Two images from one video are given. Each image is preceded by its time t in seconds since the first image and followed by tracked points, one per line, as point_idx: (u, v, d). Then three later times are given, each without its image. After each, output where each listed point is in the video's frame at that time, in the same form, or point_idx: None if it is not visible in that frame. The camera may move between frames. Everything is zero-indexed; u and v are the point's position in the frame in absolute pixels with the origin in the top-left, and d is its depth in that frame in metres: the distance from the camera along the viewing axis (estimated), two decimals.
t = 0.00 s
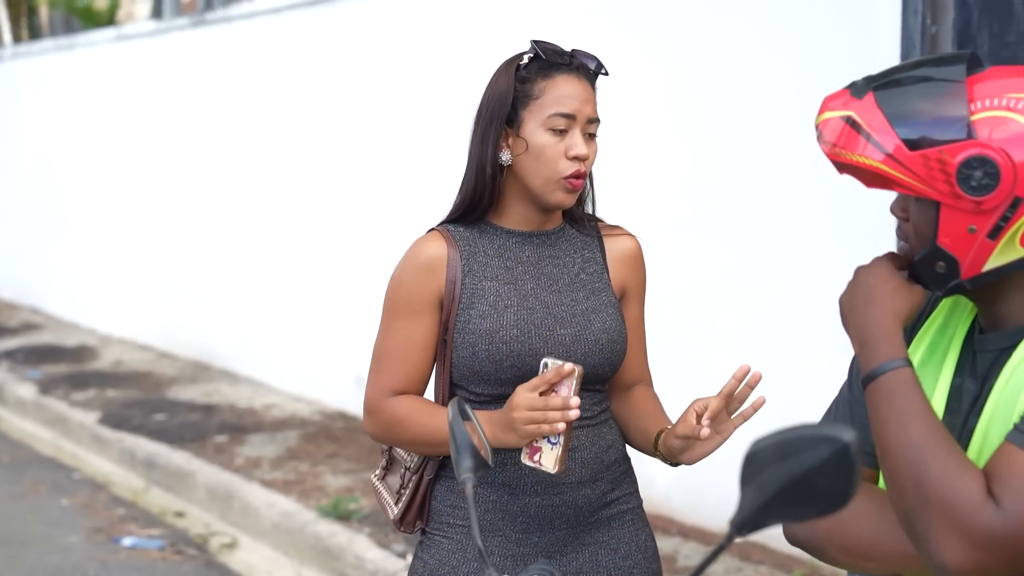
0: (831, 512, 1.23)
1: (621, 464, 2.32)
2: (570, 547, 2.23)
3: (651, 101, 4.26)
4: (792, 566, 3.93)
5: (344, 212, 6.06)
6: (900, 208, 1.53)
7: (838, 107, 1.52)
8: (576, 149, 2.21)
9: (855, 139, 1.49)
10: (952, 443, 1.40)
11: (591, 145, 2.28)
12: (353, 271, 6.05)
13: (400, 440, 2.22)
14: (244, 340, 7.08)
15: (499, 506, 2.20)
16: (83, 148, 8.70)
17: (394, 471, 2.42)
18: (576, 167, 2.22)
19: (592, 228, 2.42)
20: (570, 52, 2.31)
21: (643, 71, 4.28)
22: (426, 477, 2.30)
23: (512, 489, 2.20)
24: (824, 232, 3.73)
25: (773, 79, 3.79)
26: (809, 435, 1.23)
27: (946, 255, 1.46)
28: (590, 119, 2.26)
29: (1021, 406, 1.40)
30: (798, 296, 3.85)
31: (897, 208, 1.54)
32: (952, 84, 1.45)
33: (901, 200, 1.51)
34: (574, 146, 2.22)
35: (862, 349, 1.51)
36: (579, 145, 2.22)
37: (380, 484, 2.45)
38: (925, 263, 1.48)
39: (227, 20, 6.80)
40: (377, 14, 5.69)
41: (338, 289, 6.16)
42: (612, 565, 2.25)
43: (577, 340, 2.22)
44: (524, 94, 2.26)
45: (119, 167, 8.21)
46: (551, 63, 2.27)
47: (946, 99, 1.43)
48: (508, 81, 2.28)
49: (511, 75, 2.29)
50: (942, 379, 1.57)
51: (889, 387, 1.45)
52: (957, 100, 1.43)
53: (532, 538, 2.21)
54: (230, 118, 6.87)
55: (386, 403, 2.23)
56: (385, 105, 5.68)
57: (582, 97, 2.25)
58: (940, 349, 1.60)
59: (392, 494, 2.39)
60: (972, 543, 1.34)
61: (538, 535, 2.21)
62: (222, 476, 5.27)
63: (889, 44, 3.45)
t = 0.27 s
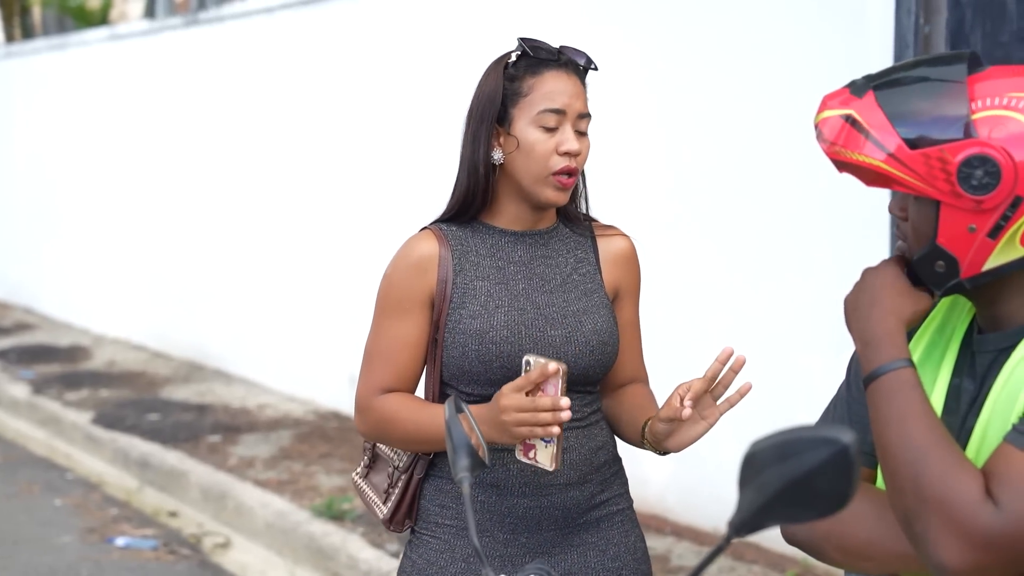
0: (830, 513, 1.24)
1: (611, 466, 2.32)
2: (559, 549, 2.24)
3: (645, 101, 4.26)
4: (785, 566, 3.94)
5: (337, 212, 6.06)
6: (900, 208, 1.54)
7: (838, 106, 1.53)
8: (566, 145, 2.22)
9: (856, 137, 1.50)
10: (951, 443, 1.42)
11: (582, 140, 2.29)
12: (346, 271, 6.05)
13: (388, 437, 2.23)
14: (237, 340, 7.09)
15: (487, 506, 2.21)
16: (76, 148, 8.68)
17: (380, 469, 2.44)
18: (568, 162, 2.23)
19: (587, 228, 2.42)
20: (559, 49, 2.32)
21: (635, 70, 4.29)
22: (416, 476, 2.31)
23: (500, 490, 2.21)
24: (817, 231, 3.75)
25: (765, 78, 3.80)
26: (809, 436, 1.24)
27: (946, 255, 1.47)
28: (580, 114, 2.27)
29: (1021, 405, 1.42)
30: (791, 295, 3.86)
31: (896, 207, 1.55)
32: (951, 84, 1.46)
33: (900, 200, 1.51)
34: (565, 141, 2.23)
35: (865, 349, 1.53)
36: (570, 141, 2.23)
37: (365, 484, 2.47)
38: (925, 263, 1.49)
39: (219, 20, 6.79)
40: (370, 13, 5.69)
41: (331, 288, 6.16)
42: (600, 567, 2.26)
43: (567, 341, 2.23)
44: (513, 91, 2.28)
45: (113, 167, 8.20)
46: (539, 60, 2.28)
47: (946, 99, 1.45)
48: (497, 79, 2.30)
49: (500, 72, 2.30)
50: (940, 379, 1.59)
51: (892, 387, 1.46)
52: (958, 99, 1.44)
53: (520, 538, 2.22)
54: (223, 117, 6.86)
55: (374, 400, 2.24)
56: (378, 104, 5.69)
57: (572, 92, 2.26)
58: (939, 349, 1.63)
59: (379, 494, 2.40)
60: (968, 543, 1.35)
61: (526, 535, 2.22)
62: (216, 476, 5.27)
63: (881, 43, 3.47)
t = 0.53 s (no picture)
0: (828, 515, 1.25)
1: (605, 466, 2.33)
2: (551, 548, 2.25)
3: (641, 101, 4.28)
4: (781, 565, 3.95)
5: (333, 211, 6.07)
6: (898, 207, 1.55)
7: (837, 104, 1.55)
8: (542, 173, 2.20)
9: (855, 136, 1.51)
10: (950, 443, 1.43)
11: (563, 159, 2.25)
12: (342, 270, 6.05)
13: (382, 432, 2.26)
14: (233, 339, 7.09)
15: (479, 505, 2.23)
16: (72, 147, 8.66)
17: (372, 467, 2.44)
18: (544, 188, 2.21)
19: (586, 230, 2.43)
20: (540, 65, 2.26)
21: (632, 70, 4.30)
22: (409, 472, 2.32)
23: (492, 489, 2.23)
24: (813, 230, 3.76)
25: (761, 79, 3.82)
26: (807, 439, 1.25)
27: (945, 254, 1.48)
28: (559, 136, 2.23)
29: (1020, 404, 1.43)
30: (786, 295, 3.88)
31: (892, 206, 1.56)
32: (949, 83, 1.47)
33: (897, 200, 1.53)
34: (541, 168, 2.20)
35: (865, 348, 1.54)
36: (546, 167, 2.20)
37: (358, 484, 2.47)
38: (923, 263, 1.51)
39: (215, 19, 6.78)
40: (366, 13, 5.69)
41: (328, 287, 6.16)
42: (594, 567, 2.26)
43: (561, 340, 2.24)
44: (491, 117, 2.26)
45: (109, 167, 8.18)
46: (514, 84, 2.23)
47: (944, 98, 1.46)
48: (477, 99, 2.28)
49: (479, 94, 2.28)
50: (938, 379, 1.60)
51: (889, 387, 1.48)
52: (956, 98, 1.45)
53: (512, 538, 2.23)
54: (219, 117, 6.86)
55: (366, 396, 2.27)
56: (374, 104, 5.69)
57: (549, 116, 2.22)
58: (937, 348, 1.64)
59: (372, 492, 2.41)
60: (966, 543, 1.36)
61: (519, 535, 2.24)
62: (212, 476, 5.28)
63: (877, 43, 3.48)
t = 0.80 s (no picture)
0: (833, 519, 1.25)
1: (604, 468, 2.32)
2: (547, 548, 2.25)
3: (642, 101, 4.27)
4: (782, 565, 3.95)
5: (333, 211, 6.07)
6: (898, 207, 1.55)
7: (837, 102, 1.55)
8: (513, 160, 2.21)
9: (854, 135, 1.51)
10: (950, 442, 1.43)
11: (536, 147, 2.26)
12: (342, 269, 6.06)
13: (389, 434, 2.27)
14: (234, 339, 7.09)
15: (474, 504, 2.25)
16: (73, 146, 8.65)
17: (381, 464, 2.45)
18: (517, 176, 2.22)
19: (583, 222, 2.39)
20: (506, 54, 2.28)
21: (631, 70, 4.30)
22: (410, 471, 2.33)
23: (487, 487, 2.26)
24: (813, 230, 3.76)
25: (761, 78, 3.81)
26: (812, 442, 1.25)
27: (946, 254, 1.48)
28: (528, 121, 2.24)
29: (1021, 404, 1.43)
30: (787, 295, 3.87)
31: (892, 207, 1.57)
32: (949, 82, 1.47)
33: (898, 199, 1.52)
34: (512, 155, 2.22)
35: (865, 349, 1.54)
36: (518, 153, 2.22)
37: (367, 483, 2.47)
38: (924, 262, 1.50)
39: (216, 18, 6.77)
40: (366, 12, 5.69)
41: (327, 286, 6.16)
42: (591, 568, 2.25)
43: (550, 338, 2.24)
44: (462, 110, 2.29)
45: (110, 166, 8.18)
46: (479, 74, 2.26)
47: (943, 98, 1.46)
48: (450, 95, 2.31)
49: (452, 89, 2.32)
50: (939, 379, 1.60)
51: (890, 387, 1.47)
52: (956, 98, 1.45)
53: (507, 537, 2.25)
54: (219, 116, 6.86)
55: (371, 401, 2.29)
56: (374, 103, 5.69)
57: (515, 102, 2.23)
58: (938, 348, 1.64)
59: (378, 489, 2.42)
60: (966, 544, 1.36)
61: (514, 534, 2.25)
62: (212, 475, 5.28)
63: (877, 43, 3.48)
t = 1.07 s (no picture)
0: (833, 522, 1.25)
1: (599, 468, 2.32)
2: (540, 548, 2.25)
3: (643, 101, 4.27)
4: (783, 565, 3.95)
5: (334, 211, 6.06)
6: (899, 207, 1.55)
7: (836, 101, 1.55)
8: (501, 151, 2.23)
9: (853, 133, 1.51)
10: (949, 443, 1.43)
11: (525, 140, 2.27)
12: (342, 269, 6.05)
13: (380, 439, 2.32)
14: (234, 339, 7.09)
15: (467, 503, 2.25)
16: (75, 147, 8.65)
17: (372, 469, 2.44)
18: (505, 167, 2.24)
19: (571, 223, 2.38)
20: (498, 47, 2.30)
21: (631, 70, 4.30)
22: (410, 475, 2.33)
23: (480, 487, 2.26)
24: (813, 230, 3.76)
25: (762, 78, 3.81)
26: (813, 445, 1.25)
27: (946, 253, 1.47)
28: (518, 113, 2.26)
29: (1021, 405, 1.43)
30: (788, 294, 3.87)
31: (892, 206, 1.57)
32: (950, 82, 1.47)
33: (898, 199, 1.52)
34: (501, 146, 2.24)
35: (865, 350, 1.54)
36: (506, 144, 2.23)
37: (360, 485, 2.47)
38: (925, 263, 1.50)
39: (218, 19, 6.77)
40: (367, 13, 5.69)
41: (328, 286, 6.16)
42: (585, 568, 2.25)
43: (533, 345, 2.24)
44: (452, 100, 2.31)
45: (111, 167, 8.17)
46: (471, 64, 2.28)
47: (942, 97, 1.46)
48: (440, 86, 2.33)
49: (442, 80, 2.34)
50: (940, 380, 1.60)
51: (889, 388, 1.47)
52: (956, 97, 1.45)
53: (499, 535, 2.25)
54: (220, 116, 6.85)
55: (363, 407, 2.34)
56: (375, 103, 5.69)
57: (505, 94, 2.25)
58: (938, 348, 1.64)
59: (373, 494, 2.42)
60: (965, 545, 1.36)
61: (506, 532, 2.25)
62: (212, 475, 5.28)
63: (877, 43, 3.48)
